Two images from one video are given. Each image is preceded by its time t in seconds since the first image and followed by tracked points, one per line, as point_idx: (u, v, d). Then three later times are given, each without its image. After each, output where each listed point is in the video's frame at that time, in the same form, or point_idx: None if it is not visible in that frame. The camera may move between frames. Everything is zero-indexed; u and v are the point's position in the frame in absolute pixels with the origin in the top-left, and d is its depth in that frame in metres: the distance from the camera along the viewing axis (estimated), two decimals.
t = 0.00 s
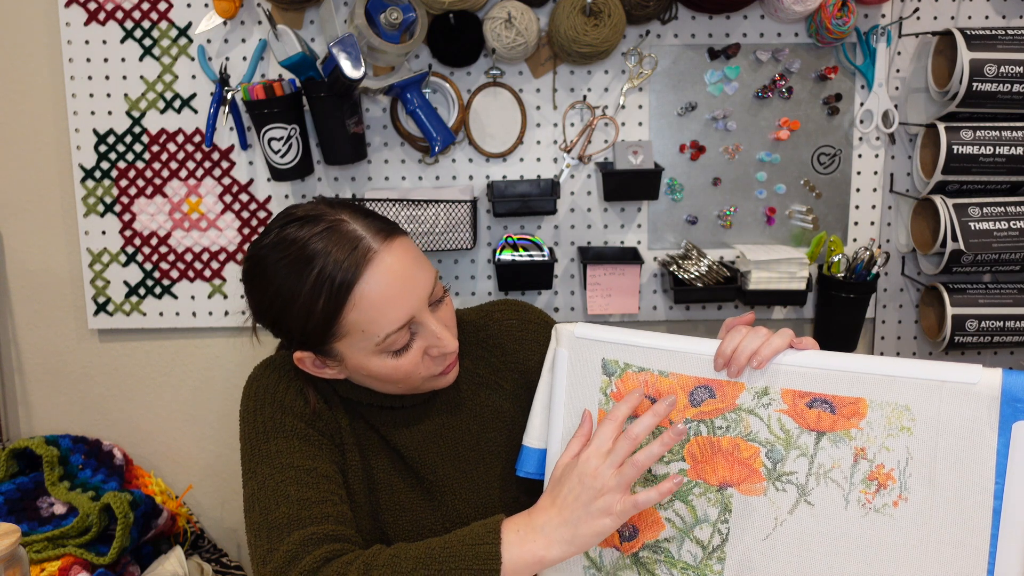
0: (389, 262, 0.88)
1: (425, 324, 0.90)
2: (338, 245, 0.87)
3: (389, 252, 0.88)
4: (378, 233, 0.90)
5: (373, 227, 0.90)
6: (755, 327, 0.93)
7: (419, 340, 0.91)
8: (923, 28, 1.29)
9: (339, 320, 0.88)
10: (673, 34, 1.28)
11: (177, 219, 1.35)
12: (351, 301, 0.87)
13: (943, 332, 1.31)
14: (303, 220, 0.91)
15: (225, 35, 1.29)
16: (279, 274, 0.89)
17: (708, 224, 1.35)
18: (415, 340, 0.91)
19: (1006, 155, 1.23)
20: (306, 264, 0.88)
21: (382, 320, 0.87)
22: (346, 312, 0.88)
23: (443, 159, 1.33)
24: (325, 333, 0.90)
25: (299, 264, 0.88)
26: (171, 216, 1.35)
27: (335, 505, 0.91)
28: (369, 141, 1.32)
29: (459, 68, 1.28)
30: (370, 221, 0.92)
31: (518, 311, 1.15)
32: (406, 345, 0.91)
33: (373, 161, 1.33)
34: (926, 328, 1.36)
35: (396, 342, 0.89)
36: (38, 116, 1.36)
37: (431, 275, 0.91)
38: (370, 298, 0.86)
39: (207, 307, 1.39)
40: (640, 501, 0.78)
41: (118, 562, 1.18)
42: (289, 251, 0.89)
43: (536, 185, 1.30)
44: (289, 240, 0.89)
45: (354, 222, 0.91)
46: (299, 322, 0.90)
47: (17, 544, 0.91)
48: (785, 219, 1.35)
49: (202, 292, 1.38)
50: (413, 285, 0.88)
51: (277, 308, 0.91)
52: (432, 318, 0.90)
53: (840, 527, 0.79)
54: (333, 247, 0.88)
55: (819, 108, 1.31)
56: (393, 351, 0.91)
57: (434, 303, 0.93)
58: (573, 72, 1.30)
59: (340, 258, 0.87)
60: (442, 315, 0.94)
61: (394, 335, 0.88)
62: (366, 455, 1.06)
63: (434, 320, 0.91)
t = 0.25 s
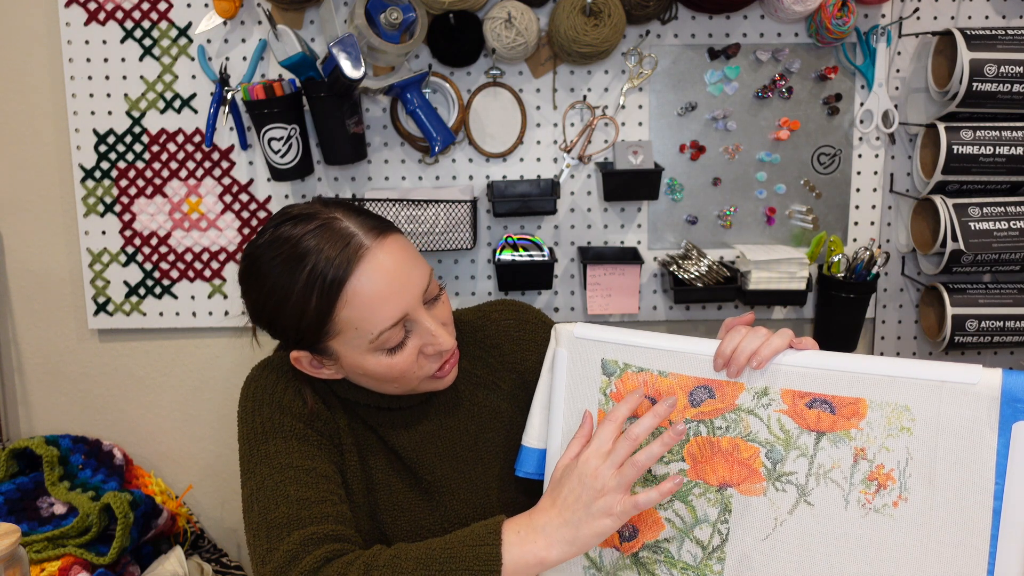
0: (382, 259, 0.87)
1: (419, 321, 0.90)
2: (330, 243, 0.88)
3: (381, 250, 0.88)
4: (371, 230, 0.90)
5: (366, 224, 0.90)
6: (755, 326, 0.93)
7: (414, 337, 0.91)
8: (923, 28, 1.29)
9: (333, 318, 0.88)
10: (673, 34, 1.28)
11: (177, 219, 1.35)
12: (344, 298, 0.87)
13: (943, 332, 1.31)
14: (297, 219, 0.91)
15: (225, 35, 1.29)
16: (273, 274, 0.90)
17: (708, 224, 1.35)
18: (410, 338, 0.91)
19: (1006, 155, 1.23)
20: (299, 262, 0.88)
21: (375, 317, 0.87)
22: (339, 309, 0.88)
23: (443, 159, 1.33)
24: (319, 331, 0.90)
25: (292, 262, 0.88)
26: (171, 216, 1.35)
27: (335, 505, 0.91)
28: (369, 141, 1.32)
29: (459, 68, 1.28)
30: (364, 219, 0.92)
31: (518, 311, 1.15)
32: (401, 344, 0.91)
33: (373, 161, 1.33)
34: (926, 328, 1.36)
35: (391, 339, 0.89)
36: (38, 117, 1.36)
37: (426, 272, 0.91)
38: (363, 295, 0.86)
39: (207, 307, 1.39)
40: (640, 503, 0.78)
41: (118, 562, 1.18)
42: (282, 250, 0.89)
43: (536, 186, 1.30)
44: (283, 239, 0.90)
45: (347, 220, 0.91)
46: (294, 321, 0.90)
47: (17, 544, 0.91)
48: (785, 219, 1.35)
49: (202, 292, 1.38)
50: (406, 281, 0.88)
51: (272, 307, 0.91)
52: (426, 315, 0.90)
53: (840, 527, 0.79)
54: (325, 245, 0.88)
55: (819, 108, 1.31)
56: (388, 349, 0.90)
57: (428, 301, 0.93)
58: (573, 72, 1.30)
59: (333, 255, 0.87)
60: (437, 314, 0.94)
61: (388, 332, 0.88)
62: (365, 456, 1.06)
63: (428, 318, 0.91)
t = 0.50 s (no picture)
0: (390, 262, 0.88)
1: (424, 324, 0.90)
2: (337, 245, 0.88)
3: (388, 252, 0.88)
4: (379, 233, 0.90)
5: (374, 227, 0.90)
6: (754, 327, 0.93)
7: (418, 340, 0.91)
8: (923, 28, 1.29)
9: (339, 320, 0.88)
10: (673, 34, 1.28)
11: (177, 219, 1.35)
12: (351, 301, 0.87)
13: (943, 332, 1.31)
14: (304, 219, 0.91)
15: (225, 35, 1.29)
16: (278, 274, 0.89)
17: (708, 224, 1.35)
18: (414, 341, 0.91)
19: (1006, 155, 1.23)
20: (305, 263, 0.88)
21: (382, 320, 0.87)
22: (345, 311, 0.88)
23: (443, 159, 1.33)
24: (324, 333, 0.90)
25: (300, 263, 0.88)
26: (171, 216, 1.35)
27: (335, 505, 0.91)
28: (368, 141, 1.32)
29: (459, 67, 1.28)
30: (371, 221, 0.92)
31: (518, 311, 1.15)
32: (405, 346, 0.91)
33: (373, 161, 1.33)
34: (926, 328, 1.36)
35: (396, 342, 0.89)
36: (38, 117, 1.36)
37: (431, 275, 0.91)
38: (369, 297, 0.86)
39: (207, 306, 1.39)
40: (634, 489, 0.78)
41: (118, 562, 1.18)
42: (289, 250, 0.89)
43: (536, 186, 1.30)
44: (291, 239, 0.89)
45: (355, 222, 0.91)
46: (299, 322, 0.90)
47: (17, 544, 0.91)
48: (784, 219, 1.35)
49: (202, 292, 1.38)
50: (412, 284, 0.88)
51: (277, 307, 0.91)
52: (432, 318, 0.90)
53: (840, 528, 0.79)
54: (334, 246, 0.88)
55: (819, 107, 1.31)
56: (393, 351, 0.91)
57: (433, 304, 0.93)
58: (573, 72, 1.30)
59: (342, 257, 0.87)
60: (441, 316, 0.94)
61: (393, 334, 0.88)
62: (365, 456, 1.06)
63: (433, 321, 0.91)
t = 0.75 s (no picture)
0: (393, 263, 0.88)
1: (426, 326, 0.90)
2: (340, 246, 0.88)
3: (391, 253, 0.88)
4: (382, 234, 0.90)
5: (377, 228, 0.90)
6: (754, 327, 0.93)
7: (420, 342, 0.91)
8: (923, 28, 1.29)
9: (341, 321, 0.88)
10: (673, 34, 1.28)
11: (177, 219, 1.35)
12: (354, 302, 0.87)
13: (943, 332, 1.31)
14: (307, 220, 0.91)
15: (225, 35, 1.29)
16: (280, 274, 0.89)
17: (708, 224, 1.35)
18: (416, 343, 0.91)
19: (1006, 155, 1.23)
20: (308, 264, 0.88)
21: (385, 321, 0.87)
22: (348, 313, 0.88)
23: (443, 159, 1.33)
24: (327, 334, 0.90)
25: (303, 264, 0.88)
26: (171, 216, 1.35)
27: (335, 505, 0.91)
28: (368, 141, 1.32)
29: (459, 67, 1.28)
30: (374, 222, 0.92)
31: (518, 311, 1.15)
32: (407, 347, 0.91)
33: (373, 161, 1.33)
34: (926, 328, 1.36)
35: (398, 343, 0.89)
36: (38, 117, 1.36)
37: (434, 277, 0.91)
38: (372, 298, 0.87)
39: (207, 306, 1.39)
40: (636, 491, 0.78)
41: (118, 562, 1.18)
42: (291, 251, 0.89)
43: (535, 186, 1.30)
44: (294, 240, 0.89)
45: (358, 223, 0.91)
46: (301, 322, 0.90)
47: (17, 544, 0.91)
48: (784, 219, 1.35)
49: (202, 292, 1.38)
50: (415, 286, 0.88)
51: (279, 307, 0.91)
52: (434, 320, 0.91)
53: (840, 528, 0.79)
54: (337, 247, 0.88)
55: (819, 107, 1.31)
56: (395, 353, 0.91)
57: (435, 305, 0.93)
58: (573, 72, 1.30)
59: (345, 258, 0.87)
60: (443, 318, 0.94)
61: (396, 336, 0.88)
62: (365, 456, 1.06)
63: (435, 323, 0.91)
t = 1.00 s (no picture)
0: (393, 261, 0.88)
1: (426, 324, 0.90)
2: (341, 243, 0.88)
3: (392, 251, 0.88)
4: (383, 232, 0.90)
5: (378, 226, 0.90)
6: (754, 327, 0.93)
7: (419, 340, 0.91)
8: (923, 28, 1.29)
9: (341, 319, 0.88)
10: (673, 34, 1.28)
11: (177, 219, 1.35)
12: (353, 300, 0.87)
13: (943, 332, 1.31)
14: (308, 218, 0.91)
15: (225, 35, 1.29)
16: (280, 271, 0.89)
17: (708, 224, 1.35)
18: (416, 341, 0.91)
19: (1006, 155, 1.23)
20: (308, 261, 0.88)
21: (384, 319, 0.87)
22: (348, 311, 0.88)
23: (443, 159, 1.33)
24: (326, 332, 0.90)
25: (303, 261, 0.88)
26: (171, 216, 1.35)
27: (335, 505, 0.91)
28: (369, 141, 1.32)
29: (459, 68, 1.28)
30: (375, 220, 0.92)
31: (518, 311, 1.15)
32: (407, 346, 0.91)
33: (373, 161, 1.33)
34: (926, 328, 1.36)
35: (397, 341, 0.89)
36: (38, 116, 1.36)
37: (434, 275, 0.91)
38: (372, 297, 0.87)
39: (207, 307, 1.39)
40: (636, 492, 0.78)
41: (118, 562, 1.18)
42: (292, 248, 0.89)
43: (535, 186, 1.30)
44: (294, 237, 0.89)
45: (359, 221, 0.91)
46: (301, 320, 0.90)
47: (17, 544, 0.91)
48: (785, 219, 1.35)
49: (202, 292, 1.38)
50: (416, 284, 0.88)
51: (279, 304, 0.91)
52: (434, 318, 0.91)
53: (840, 528, 0.79)
54: (337, 245, 0.88)
55: (819, 107, 1.31)
56: (394, 351, 0.91)
57: (435, 304, 0.93)
58: (573, 72, 1.30)
59: (345, 255, 0.87)
60: (443, 317, 0.94)
61: (395, 334, 0.88)
62: (365, 457, 1.06)
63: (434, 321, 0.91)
